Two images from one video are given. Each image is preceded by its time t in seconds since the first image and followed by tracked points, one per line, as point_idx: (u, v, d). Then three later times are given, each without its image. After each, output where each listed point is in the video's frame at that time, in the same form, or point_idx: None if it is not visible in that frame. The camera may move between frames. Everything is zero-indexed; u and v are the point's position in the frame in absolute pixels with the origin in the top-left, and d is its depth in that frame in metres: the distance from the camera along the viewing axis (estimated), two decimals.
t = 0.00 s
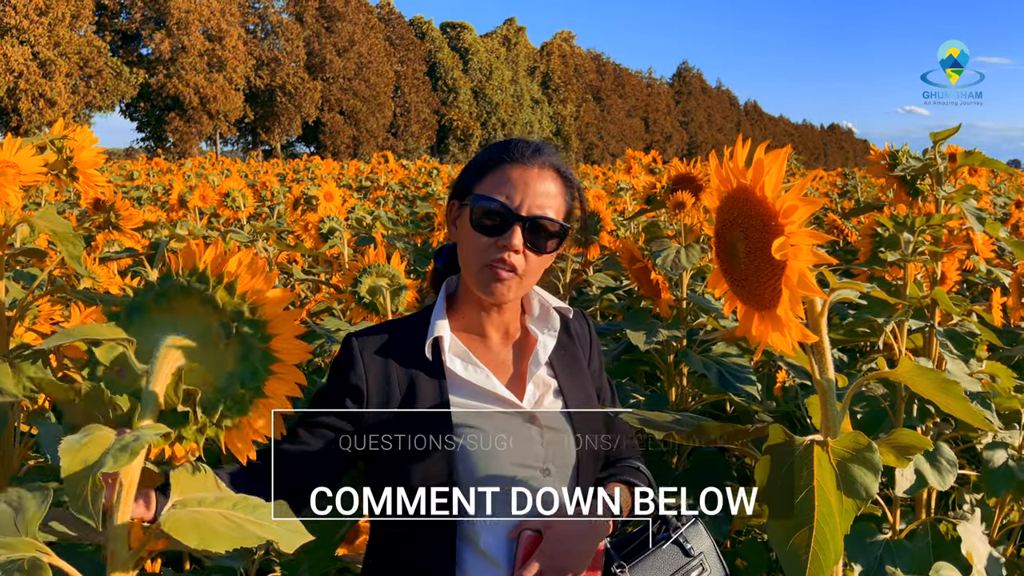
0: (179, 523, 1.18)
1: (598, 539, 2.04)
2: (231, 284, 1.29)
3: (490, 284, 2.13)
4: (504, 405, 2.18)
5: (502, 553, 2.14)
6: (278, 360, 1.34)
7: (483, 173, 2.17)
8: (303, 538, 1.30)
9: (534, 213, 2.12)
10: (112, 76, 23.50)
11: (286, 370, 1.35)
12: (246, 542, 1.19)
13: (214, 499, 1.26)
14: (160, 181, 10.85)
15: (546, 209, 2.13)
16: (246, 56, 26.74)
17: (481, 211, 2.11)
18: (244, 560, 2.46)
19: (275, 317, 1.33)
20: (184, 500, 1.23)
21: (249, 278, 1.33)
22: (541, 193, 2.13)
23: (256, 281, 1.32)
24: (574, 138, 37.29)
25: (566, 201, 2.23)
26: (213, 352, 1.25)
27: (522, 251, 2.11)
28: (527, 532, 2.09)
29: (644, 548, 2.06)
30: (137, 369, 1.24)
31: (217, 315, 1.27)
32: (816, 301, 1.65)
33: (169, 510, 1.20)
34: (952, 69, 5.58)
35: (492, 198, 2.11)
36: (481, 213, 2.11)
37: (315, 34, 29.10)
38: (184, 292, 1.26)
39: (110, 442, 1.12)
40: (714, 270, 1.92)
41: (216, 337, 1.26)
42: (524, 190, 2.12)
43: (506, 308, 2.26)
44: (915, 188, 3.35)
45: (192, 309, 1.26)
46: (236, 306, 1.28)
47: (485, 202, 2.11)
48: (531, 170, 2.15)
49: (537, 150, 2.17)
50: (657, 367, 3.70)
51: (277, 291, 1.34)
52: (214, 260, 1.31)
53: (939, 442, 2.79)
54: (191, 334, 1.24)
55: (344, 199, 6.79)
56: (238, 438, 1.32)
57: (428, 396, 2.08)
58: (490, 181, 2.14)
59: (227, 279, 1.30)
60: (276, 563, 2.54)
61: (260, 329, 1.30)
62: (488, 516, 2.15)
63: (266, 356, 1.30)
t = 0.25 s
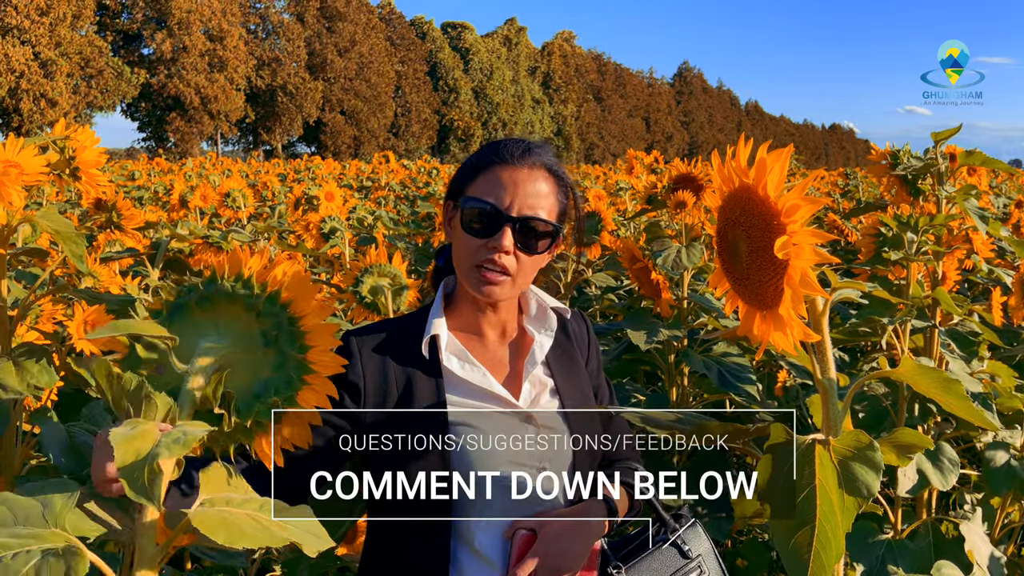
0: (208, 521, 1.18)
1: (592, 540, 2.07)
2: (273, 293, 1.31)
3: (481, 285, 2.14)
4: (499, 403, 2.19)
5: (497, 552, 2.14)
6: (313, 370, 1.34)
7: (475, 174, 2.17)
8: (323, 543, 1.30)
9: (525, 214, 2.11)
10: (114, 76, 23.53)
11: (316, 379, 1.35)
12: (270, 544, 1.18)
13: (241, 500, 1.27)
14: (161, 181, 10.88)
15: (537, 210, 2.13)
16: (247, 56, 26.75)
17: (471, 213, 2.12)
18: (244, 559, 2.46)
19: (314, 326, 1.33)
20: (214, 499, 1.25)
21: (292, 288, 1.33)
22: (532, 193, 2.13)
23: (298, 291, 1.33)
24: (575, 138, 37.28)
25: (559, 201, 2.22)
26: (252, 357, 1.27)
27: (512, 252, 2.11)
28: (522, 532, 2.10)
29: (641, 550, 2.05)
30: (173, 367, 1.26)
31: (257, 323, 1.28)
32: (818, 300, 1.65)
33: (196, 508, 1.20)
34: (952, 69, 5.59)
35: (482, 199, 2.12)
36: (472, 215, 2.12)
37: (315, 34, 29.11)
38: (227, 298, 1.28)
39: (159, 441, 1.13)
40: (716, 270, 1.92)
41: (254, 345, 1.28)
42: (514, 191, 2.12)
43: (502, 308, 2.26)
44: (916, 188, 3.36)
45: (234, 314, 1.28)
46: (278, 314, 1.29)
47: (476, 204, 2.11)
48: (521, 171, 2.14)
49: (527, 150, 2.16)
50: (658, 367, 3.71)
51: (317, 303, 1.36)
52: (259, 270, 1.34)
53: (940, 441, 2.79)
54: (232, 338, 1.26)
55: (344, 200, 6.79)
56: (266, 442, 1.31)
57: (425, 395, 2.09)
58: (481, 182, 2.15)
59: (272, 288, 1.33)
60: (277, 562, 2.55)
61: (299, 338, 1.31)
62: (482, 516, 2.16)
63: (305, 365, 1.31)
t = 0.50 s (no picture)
0: (217, 520, 1.18)
1: (591, 539, 2.08)
2: (291, 295, 1.29)
3: (471, 285, 2.16)
4: (497, 402, 2.18)
5: (495, 551, 2.13)
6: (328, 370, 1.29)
7: (465, 177, 2.17)
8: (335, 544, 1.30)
9: (513, 215, 2.11)
10: (115, 76, 23.54)
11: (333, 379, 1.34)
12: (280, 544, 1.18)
13: (253, 499, 1.26)
14: (162, 181, 10.89)
15: (527, 210, 2.13)
16: (249, 56, 26.77)
17: (461, 215, 2.12)
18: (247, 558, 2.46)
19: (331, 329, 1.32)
20: (225, 497, 1.25)
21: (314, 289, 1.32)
22: (522, 195, 2.13)
23: (316, 293, 1.31)
24: (576, 138, 37.28)
25: (552, 201, 2.22)
26: (270, 359, 1.24)
27: (500, 254, 2.12)
28: (519, 531, 2.10)
29: (640, 550, 2.05)
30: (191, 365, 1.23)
31: (277, 324, 1.26)
32: (818, 300, 1.65)
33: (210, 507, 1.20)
34: (952, 70, 5.59)
35: (471, 202, 2.12)
36: (461, 217, 2.12)
37: (317, 33, 29.12)
38: (250, 298, 1.26)
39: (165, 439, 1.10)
40: (716, 270, 1.92)
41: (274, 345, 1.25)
42: (503, 193, 2.12)
43: (499, 307, 2.25)
44: (918, 188, 3.36)
45: (254, 315, 1.26)
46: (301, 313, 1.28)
47: (465, 206, 2.12)
48: (510, 172, 2.14)
49: (515, 150, 2.16)
50: (660, 366, 3.71)
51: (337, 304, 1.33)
52: (282, 273, 1.33)
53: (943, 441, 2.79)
54: (250, 339, 1.23)
55: (346, 200, 6.80)
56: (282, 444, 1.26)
57: (424, 395, 2.09)
58: (471, 184, 2.15)
59: (292, 289, 1.31)
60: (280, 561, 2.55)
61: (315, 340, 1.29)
62: (481, 516, 2.16)
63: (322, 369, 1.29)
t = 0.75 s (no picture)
0: (203, 519, 1.22)
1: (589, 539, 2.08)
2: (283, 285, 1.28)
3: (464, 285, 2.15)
4: (496, 403, 2.17)
5: (494, 551, 2.12)
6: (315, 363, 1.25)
7: (455, 179, 2.18)
8: (333, 549, 1.32)
9: (504, 213, 2.11)
10: (116, 76, 23.55)
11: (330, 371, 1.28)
12: (265, 545, 1.22)
13: (250, 501, 1.34)
14: (163, 181, 10.90)
15: (518, 209, 2.12)
16: (250, 56, 26.77)
17: (451, 217, 2.12)
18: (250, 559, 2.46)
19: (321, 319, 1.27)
20: (222, 499, 1.32)
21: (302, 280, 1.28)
22: (511, 193, 2.13)
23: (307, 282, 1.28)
24: (577, 138, 37.27)
25: (544, 199, 2.22)
26: (262, 353, 1.24)
27: (492, 254, 2.11)
28: (518, 531, 2.09)
29: (640, 552, 2.05)
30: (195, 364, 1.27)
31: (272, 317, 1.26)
32: (820, 300, 1.65)
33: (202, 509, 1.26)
34: (953, 69, 5.58)
35: (461, 203, 2.13)
36: (452, 218, 2.13)
37: (318, 33, 29.14)
38: (252, 295, 1.27)
39: (139, 432, 1.15)
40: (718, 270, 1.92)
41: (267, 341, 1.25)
42: (492, 193, 2.12)
43: (498, 306, 2.25)
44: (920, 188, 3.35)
45: (255, 310, 1.26)
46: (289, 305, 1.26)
47: (456, 208, 2.12)
48: (499, 172, 2.14)
49: (503, 149, 2.16)
50: (662, 366, 3.70)
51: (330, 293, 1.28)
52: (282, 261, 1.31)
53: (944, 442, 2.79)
54: (247, 336, 1.25)
55: (347, 200, 6.79)
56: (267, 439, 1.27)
57: (426, 397, 2.09)
58: (462, 185, 2.16)
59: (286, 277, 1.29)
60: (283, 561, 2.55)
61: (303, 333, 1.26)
62: (480, 516, 2.15)
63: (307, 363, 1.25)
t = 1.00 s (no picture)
0: (168, 516, 1.25)
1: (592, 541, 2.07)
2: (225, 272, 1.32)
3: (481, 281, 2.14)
4: (501, 404, 2.18)
5: (496, 552, 2.12)
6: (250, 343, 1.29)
7: (464, 177, 2.17)
8: (314, 541, 1.36)
9: (517, 209, 2.11)
10: (117, 77, 23.57)
11: (268, 351, 1.30)
12: (236, 541, 1.26)
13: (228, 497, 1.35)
14: (164, 182, 10.89)
15: (530, 204, 2.13)
16: (250, 56, 26.77)
17: (463, 215, 2.12)
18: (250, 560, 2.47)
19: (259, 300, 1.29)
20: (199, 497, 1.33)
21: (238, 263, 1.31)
22: (523, 189, 2.13)
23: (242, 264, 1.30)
24: (578, 138, 37.27)
25: (552, 195, 2.22)
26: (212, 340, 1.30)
27: (510, 249, 2.10)
28: (521, 532, 2.09)
29: (641, 554, 2.05)
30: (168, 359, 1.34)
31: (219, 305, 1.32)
32: (824, 301, 1.65)
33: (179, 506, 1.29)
34: (953, 68, 5.57)
35: (474, 201, 2.12)
36: (465, 216, 2.12)
37: (318, 34, 29.16)
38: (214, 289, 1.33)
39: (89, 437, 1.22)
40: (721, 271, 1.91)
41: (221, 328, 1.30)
42: (504, 189, 2.12)
43: (504, 307, 2.24)
44: (921, 188, 3.34)
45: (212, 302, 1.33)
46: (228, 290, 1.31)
47: (469, 205, 2.12)
48: (508, 168, 2.14)
49: (513, 145, 2.16)
50: (663, 367, 3.71)
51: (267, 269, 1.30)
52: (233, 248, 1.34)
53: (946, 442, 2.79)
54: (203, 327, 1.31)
55: (349, 200, 6.79)
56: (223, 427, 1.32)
57: (431, 398, 2.10)
58: (471, 183, 2.15)
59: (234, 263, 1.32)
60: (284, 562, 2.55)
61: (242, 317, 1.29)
62: (484, 516, 2.16)
63: (241, 345, 1.29)
